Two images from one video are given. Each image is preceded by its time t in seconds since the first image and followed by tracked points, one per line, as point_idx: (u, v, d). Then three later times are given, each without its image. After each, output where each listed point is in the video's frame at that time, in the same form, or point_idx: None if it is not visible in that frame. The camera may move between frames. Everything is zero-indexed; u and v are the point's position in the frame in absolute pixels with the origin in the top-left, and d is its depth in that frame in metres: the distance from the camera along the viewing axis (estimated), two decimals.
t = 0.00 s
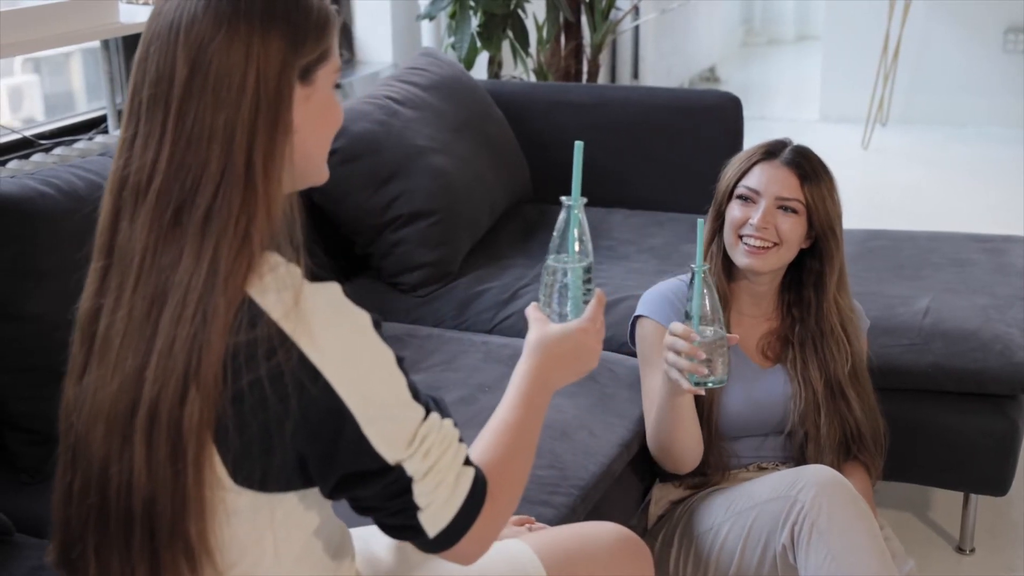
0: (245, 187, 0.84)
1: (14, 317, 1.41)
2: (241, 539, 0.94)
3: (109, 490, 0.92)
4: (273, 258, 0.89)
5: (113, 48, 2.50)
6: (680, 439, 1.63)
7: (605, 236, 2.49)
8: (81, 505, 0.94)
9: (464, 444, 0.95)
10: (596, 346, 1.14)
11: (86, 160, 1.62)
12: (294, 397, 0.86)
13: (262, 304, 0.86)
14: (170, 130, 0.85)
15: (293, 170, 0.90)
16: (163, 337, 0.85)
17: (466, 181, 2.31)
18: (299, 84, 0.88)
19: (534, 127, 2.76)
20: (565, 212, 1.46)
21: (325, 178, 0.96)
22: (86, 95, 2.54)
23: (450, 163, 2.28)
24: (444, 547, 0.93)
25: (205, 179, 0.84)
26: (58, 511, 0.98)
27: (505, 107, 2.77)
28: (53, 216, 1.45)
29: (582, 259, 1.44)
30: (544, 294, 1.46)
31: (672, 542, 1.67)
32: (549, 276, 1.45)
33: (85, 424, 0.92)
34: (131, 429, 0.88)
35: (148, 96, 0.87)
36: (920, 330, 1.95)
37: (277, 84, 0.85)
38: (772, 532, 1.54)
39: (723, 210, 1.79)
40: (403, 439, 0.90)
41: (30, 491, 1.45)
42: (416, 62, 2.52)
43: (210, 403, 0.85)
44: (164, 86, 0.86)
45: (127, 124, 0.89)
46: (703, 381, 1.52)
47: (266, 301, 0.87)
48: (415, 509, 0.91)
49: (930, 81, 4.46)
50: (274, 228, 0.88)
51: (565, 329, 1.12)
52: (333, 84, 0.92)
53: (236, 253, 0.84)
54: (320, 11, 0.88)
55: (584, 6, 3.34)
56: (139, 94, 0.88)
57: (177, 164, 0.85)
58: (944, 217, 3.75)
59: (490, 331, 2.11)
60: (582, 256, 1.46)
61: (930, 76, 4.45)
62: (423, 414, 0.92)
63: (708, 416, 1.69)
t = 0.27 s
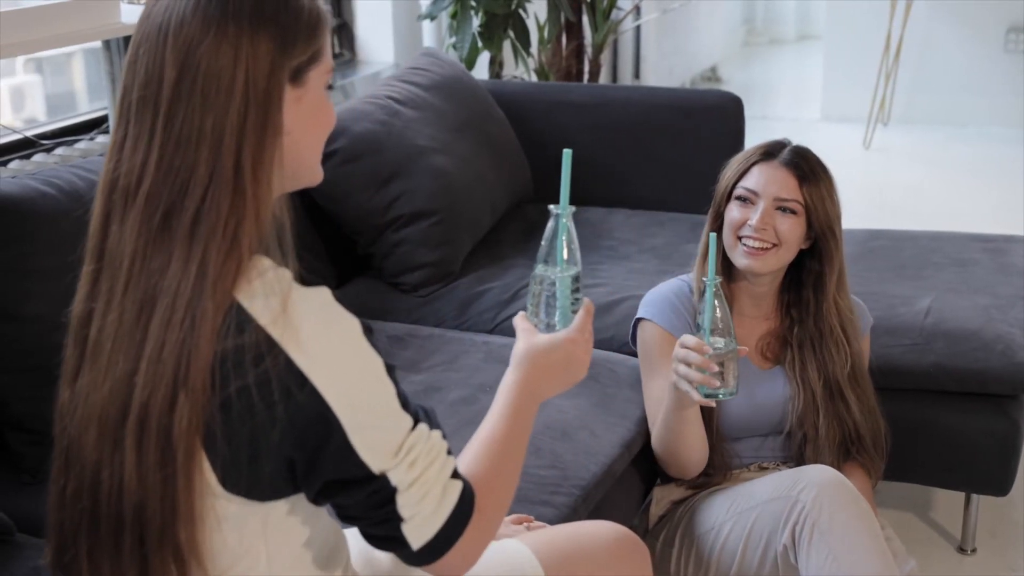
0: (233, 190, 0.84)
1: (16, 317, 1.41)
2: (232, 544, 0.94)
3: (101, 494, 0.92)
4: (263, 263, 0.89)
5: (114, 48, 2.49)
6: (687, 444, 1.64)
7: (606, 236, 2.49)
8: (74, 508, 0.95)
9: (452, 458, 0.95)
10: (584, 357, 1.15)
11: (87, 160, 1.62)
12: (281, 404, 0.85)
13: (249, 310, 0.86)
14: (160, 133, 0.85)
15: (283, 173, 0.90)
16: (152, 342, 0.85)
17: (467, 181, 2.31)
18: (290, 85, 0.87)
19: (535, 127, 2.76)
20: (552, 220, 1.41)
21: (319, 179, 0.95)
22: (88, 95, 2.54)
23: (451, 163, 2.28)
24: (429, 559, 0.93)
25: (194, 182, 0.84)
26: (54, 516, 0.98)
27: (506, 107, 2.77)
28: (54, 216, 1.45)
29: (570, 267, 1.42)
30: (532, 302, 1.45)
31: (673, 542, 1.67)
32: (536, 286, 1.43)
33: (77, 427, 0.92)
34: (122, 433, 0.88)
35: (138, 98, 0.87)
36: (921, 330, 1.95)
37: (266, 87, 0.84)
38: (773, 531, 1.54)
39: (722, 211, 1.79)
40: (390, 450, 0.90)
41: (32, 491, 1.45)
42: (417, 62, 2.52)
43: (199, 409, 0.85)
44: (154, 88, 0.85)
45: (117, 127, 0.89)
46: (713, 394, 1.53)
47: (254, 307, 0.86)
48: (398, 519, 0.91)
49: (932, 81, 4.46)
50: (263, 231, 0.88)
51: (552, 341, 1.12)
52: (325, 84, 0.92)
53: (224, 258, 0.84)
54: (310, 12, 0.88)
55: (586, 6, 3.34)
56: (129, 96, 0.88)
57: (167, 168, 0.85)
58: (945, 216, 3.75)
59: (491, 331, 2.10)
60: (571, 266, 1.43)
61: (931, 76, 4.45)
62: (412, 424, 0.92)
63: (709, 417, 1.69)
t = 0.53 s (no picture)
0: (232, 193, 0.84)
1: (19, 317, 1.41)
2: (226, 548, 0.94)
3: (100, 496, 0.92)
4: (259, 269, 0.89)
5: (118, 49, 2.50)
6: (689, 445, 1.64)
7: (610, 236, 2.49)
8: (72, 510, 0.95)
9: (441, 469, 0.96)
10: (576, 370, 1.15)
11: (90, 161, 1.63)
12: (275, 412, 0.86)
13: (245, 316, 0.86)
14: (159, 135, 0.85)
15: (282, 175, 0.90)
16: (150, 345, 0.85)
17: (470, 182, 2.31)
18: (290, 87, 0.87)
19: (538, 127, 2.76)
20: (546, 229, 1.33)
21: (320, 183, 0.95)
22: (92, 96, 2.53)
23: (455, 163, 2.28)
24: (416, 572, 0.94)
25: (192, 186, 0.84)
26: (53, 517, 0.98)
27: (509, 107, 2.77)
28: (56, 217, 1.46)
29: (564, 281, 1.32)
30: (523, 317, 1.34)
31: (676, 543, 1.67)
32: (529, 300, 1.33)
33: (76, 428, 0.92)
34: (120, 435, 0.88)
35: (137, 100, 0.87)
36: (925, 330, 1.95)
37: (265, 90, 0.84)
38: (777, 531, 1.54)
39: (723, 212, 1.80)
40: (380, 463, 0.90)
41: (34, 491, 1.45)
42: (420, 63, 2.52)
43: (194, 414, 0.85)
44: (153, 90, 0.85)
45: (116, 128, 0.89)
46: (725, 399, 1.54)
47: (250, 314, 0.86)
48: (386, 531, 0.91)
49: (935, 81, 4.45)
50: (261, 234, 0.88)
51: (544, 356, 1.12)
52: (325, 87, 0.92)
53: (221, 263, 0.84)
54: (310, 14, 0.88)
55: (589, 7, 3.34)
56: (127, 97, 0.88)
57: (165, 171, 0.85)
58: (949, 216, 3.74)
59: (495, 332, 2.10)
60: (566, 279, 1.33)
61: (935, 76, 4.44)
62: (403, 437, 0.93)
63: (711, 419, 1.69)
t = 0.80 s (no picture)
0: (234, 195, 0.84)
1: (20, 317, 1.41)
2: (225, 553, 0.94)
3: (98, 497, 0.92)
4: (260, 272, 0.89)
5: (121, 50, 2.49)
6: (692, 447, 1.64)
7: (612, 236, 2.49)
8: (71, 510, 0.95)
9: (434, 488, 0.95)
10: (574, 391, 1.17)
11: (92, 162, 1.63)
12: (270, 416, 0.86)
13: (242, 320, 0.86)
14: (163, 137, 0.85)
15: (285, 178, 0.90)
16: (149, 347, 0.85)
17: (472, 182, 2.31)
18: (295, 90, 0.88)
19: (541, 127, 2.76)
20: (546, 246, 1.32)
21: (322, 187, 0.95)
22: (95, 97, 2.54)
23: (457, 163, 2.28)
24: None
25: (194, 188, 0.85)
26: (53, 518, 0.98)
27: (512, 107, 2.78)
28: (57, 217, 1.46)
29: (563, 297, 1.32)
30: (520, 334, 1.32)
31: (679, 543, 1.67)
32: (528, 317, 1.31)
33: (77, 429, 0.92)
34: (119, 437, 0.89)
35: (142, 102, 0.87)
36: (927, 330, 1.95)
37: (270, 94, 0.85)
38: (780, 531, 1.54)
39: (723, 214, 1.79)
40: (373, 474, 0.90)
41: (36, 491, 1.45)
42: (423, 63, 2.52)
43: (191, 417, 0.85)
44: (158, 91, 0.86)
45: (120, 130, 0.89)
46: (738, 400, 1.53)
47: (248, 318, 0.87)
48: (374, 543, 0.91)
49: (938, 81, 4.45)
50: (261, 237, 0.88)
51: (543, 373, 1.14)
52: (330, 91, 0.92)
53: (221, 266, 0.85)
54: (316, 17, 0.88)
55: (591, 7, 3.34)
56: (132, 99, 0.88)
57: (168, 172, 0.85)
58: (951, 216, 3.74)
59: (498, 332, 2.10)
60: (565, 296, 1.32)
61: (937, 76, 4.44)
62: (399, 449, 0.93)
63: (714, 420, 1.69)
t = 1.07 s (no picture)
0: (236, 194, 0.85)
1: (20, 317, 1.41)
2: (221, 558, 0.94)
3: (96, 495, 0.92)
4: (259, 274, 0.89)
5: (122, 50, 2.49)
6: (694, 454, 1.65)
7: (613, 235, 2.49)
8: (69, 508, 0.95)
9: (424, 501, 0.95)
10: (571, 413, 1.16)
11: (92, 161, 1.63)
12: (264, 418, 0.86)
13: (240, 321, 0.86)
14: (166, 135, 0.86)
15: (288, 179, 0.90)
16: (147, 345, 0.85)
17: (473, 182, 2.31)
18: (299, 91, 0.88)
19: (541, 127, 2.76)
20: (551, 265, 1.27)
21: (325, 189, 0.96)
22: (97, 97, 2.54)
23: (458, 163, 2.28)
24: None
25: (196, 187, 0.85)
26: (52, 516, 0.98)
27: (512, 107, 2.78)
28: (59, 217, 1.46)
29: (565, 319, 1.27)
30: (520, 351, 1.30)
31: (679, 543, 1.67)
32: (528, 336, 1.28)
33: (76, 426, 0.92)
34: (116, 435, 0.89)
35: (146, 100, 0.87)
36: (928, 330, 1.95)
37: (274, 94, 0.85)
38: (780, 531, 1.54)
39: (720, 216, 1.79)
40: (362, 482, 0.90)
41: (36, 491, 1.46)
42: (424, 63, 2.52)
43: (186, 417, 0.85)
44: (162, 90, 0.86)
45: (124, 128, 0.90)
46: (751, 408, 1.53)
47: (245, 320, 0.87)
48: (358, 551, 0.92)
49: (939, 81, 4.45)
50: (262, 238, 0.88)
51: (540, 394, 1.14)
52: (336, 93, 0.93)
53: (219, 267, 0.84)
54: (322, 18, 0.89)
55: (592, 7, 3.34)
56: (137, 98, 0.89)
57: (170, 171, 0.85)
58: (951, 216, 3.74)
59: (498, 332, 2.10)
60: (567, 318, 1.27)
61: (938, 76, 4.44)
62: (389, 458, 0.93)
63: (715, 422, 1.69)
